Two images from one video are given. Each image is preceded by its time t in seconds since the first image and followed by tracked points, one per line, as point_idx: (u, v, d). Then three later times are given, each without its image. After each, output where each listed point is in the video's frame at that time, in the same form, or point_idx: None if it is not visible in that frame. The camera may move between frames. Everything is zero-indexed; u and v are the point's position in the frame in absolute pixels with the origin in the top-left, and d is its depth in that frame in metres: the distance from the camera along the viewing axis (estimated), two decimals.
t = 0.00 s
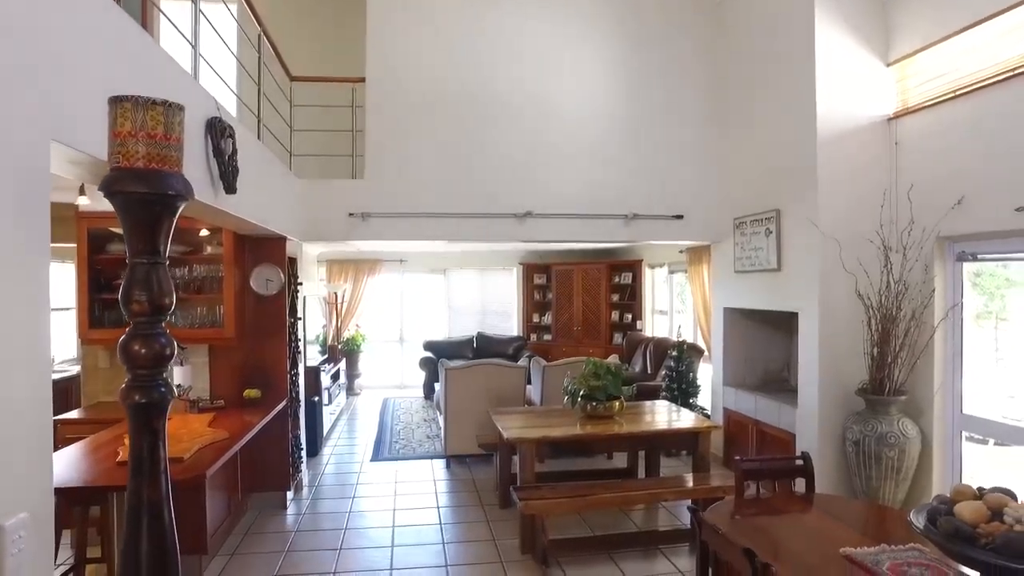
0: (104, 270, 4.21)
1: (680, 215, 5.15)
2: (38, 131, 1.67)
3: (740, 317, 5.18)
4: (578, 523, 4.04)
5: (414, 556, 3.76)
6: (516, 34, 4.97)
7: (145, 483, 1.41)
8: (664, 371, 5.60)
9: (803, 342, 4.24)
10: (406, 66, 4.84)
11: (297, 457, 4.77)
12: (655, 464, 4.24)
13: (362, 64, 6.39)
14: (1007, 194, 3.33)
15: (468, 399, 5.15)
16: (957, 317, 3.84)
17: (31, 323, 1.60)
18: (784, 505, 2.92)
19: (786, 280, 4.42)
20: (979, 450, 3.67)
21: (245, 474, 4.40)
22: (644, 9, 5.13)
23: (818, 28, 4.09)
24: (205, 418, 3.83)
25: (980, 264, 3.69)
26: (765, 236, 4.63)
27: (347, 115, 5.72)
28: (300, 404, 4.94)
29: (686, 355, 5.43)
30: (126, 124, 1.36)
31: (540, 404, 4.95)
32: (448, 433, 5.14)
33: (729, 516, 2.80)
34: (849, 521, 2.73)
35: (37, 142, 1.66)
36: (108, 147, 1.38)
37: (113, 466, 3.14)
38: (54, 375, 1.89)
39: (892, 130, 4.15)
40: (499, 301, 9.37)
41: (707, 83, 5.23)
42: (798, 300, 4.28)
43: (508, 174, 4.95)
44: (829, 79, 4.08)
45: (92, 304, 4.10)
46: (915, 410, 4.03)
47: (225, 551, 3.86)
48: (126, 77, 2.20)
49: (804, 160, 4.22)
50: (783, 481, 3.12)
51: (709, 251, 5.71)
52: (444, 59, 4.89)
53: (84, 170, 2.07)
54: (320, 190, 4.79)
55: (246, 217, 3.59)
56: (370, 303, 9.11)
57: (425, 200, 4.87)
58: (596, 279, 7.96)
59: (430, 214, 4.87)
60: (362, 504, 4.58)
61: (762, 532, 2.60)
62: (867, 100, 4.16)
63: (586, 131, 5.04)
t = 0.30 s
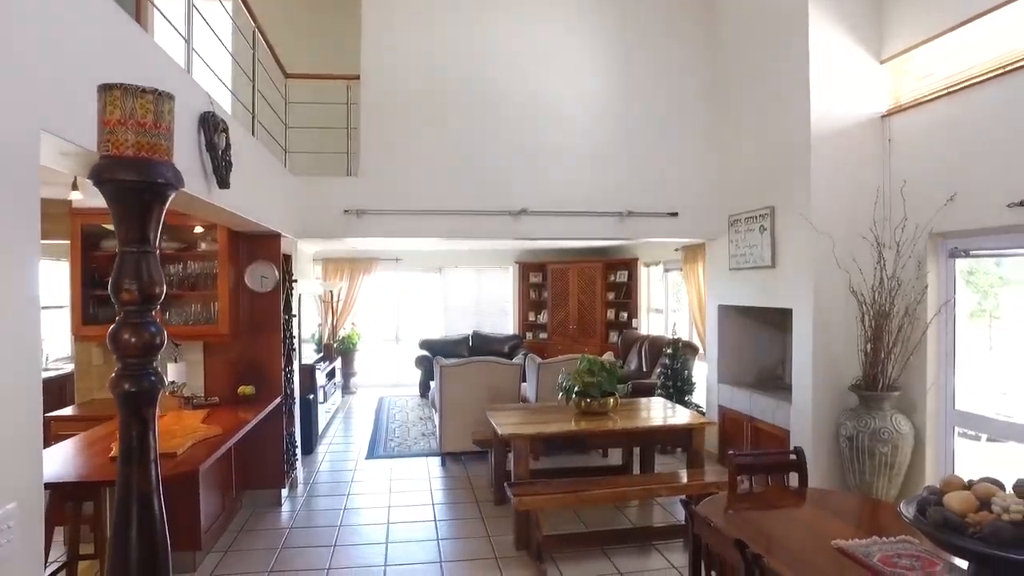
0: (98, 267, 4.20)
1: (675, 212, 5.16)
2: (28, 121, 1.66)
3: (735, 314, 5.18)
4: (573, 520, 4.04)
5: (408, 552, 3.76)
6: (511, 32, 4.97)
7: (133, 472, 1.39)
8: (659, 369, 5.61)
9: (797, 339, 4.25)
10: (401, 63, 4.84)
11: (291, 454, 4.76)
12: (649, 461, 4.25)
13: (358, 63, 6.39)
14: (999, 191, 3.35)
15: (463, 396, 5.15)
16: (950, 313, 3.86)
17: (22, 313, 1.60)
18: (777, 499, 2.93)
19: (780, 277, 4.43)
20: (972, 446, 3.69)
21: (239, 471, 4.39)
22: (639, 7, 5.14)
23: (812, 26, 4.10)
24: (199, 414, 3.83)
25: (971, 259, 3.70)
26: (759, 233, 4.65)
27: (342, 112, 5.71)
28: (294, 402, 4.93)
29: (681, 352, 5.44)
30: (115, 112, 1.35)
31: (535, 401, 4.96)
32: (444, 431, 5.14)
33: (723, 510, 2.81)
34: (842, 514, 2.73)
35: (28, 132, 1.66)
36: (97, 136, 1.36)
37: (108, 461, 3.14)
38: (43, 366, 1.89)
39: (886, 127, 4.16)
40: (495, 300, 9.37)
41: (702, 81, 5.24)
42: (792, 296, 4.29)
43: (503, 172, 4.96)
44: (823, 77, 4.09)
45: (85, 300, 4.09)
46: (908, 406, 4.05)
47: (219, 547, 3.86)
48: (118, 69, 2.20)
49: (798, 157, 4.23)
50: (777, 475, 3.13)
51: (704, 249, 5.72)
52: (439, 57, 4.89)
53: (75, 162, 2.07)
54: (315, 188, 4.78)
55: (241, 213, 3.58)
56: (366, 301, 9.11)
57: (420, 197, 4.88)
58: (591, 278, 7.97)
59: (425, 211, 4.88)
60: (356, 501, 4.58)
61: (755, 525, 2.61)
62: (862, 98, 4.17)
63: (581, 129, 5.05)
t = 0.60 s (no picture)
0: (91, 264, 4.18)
1: (669, 210, 5.17)
2: (20, 111, 1.66)
3: (728, 311, 5.20)
4: (567, 516, 4.05)
5: (402, 548, 3.76)
6: (505, 29, 4.98)
7: (124, 461, 1.37)
8: (653, 366, 5.62)
9: (790, 335, 4.27)
10: (396, 61, 4.84)
11: (285, 451, 4.75)
12: (644, 457, 4.25)
13: (352, 60, 6.39)
14: (990, 187, 3.38)
15: (457, 394, 5.15)
16: (942, 309, 3.88)
17: (13, 303, 1.60)
18: (770, 492, 2.94)
19: (774, 274, 4.45)
20: (963, 441, 3.72)
21: (233, 468, 4.38)
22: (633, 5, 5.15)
23: (805, 24, 4.12)
24: (193, 411, 3.82)
25: (963, 255, 3.72)
26: (753, 230, 4.66)
27: (337, 110, 5.71)
28: (289, 399, 4.93)
29: (676, 350, 5.46)
30: (106, 100, 1.33)
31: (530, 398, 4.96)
32: (438, 428, 5.14)
33: (716, 504, 2.82)
34: (835, 507, 2.75)
35: (19, 122, 1.65)
36: (89, 123, 1.35)
37: (99, 455, 3.13)
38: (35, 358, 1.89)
39: (878, 125, 4.19)
40: (490, 298, 9.37)
41: (696, 79, 5.25)
42: (786, 293, 4.31)
43: (498, 169, 4.97)
44: (816, 74, 4.11)
45: (78, 297, 4.07)
46: (900, 402, 4.07)
47: (213, 544, 3.85)
48: (111, 62, 2.20)
49: (791, 154, 4.24)
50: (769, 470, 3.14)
51: (698, 247, 5.74)
52: (434, 54, 4.90)
53: (68, 154, 2.07)
54: (309, 185, 4.78)
55: (235, 209, 3.58)
56: (361, 300, 9.11)
57: (415, 194, 4.88)
58: (586, 276, 8.01)
59: (420, 208, 4.88)
60: (351, 498, 4.57)
61: (749, 518, 2.62)
62: (855, 96, 4.19)
63: (575, 127, 5.06)
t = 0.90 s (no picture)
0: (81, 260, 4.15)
1: (661, 207, 5.19)
2: (9, 100, 1.65)
3: (720, 308, 5.22)
4: (559, 511, 4.05)
5: (395, 545, 3.76)
6: (498, 27, 4.99)
7: (115, 450, 1.36)
8: (646, 363, 5.64)
9: (782, 331, 4.30)
10: (388, 58, 4.84)
11: (277, 448, 4.74)
12: (636, 453, 4.27)
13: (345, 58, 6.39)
14: (979, 184, 3.41)
15: (450, 391, 5.14)
16: (931, 305, 3.92)
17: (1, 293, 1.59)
18: (761, 485, 2.96)
19: (765, 270, 4.47)
20: (952, 436, 3.76)
21: (225, 465, 4.36)
22: (626, 4, 5.18)
23: (796, 22, 4.15)
24: (185, 407, 3.81)
25: (952, 251, 3.77)
26: (744, 227, 4.69)
27: (329, 106, 5.70)
28: (281, 396, 4.91)
29: (668, 347, 5.48)
30: (96, 87, 1.31)
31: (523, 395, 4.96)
32: (431, 425, 5.14)
33: (707, 497, 2.83)
34: (825, 499, 2.77)
35: (9, 111, 1.64)
36: (77, 111, 1.33)
37: (90, 451, 3.11)
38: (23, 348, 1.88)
39: (869, 122, 4.22)
40: (482, 297, 9.37)
41: (689, 77, 5.27)
42: (777, 289, 4.33)
43: (491, 167, 4.97)
44: (807, 72, 4.14)
45: (67, 293, 4.04)
46: (890, 397, 4.10)
47: (204, 541, 3.84)
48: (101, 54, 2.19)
49: (782, 151, 4.27)
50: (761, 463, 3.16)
51: (690, 244, 5.76)
52: (428, 52, 4.90)
53: (57, 145, 2.06)
54: (302, 182, 4.77)
55: (227, 205, 3.57)
56: (354, 299, 9.10)
57: (408, 191, 4.88)
58: (578, 274, 8.02)
59: (412, 205, 4.88)
60: (343, 495, 4.57)
61: (741, 511, 2.63)
62: (845, 93, 4.22)
63: (568, 124, 5.08)
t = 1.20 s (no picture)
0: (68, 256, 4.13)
1: (651, 205, 5.21)
2: None
3: (710, 305, 5.25)
4: (550, 507, 4.06)
5: (385, 541, 3.76)
6: (489, 24, 5.00)
7: (102, 438, 1.32)
8: (636, 360, 5.66)
9: (770, 327, 4.33)
10: (380, 54, 4.84)
11: (267, 446, 4.72)
12: (626, 449, 4.28)
13: (335, 55, 6.38)
14: (964, 180, 3.45)
15: (440, 388, 5.14)
16: (917, 300, 3.96)
17: None
18: (750, 478, 2.98)
19: (754, 267, 4.50)
20: (939, 431, 3.80)
21: (214, 462, 4.34)
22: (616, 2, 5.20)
23: (784, 20, 4.19)
24: (173, 404, 3.79)
25: (938, 247, 3.81)
26: (733, 224, 4.71)
27: (319, 103, 5.69)
28: (270, 394, 4.89)
29: (658, 344, 5.50)
30: (81, 74, 1.27)
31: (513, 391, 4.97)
32: (421, 422, 5.13)
33: (696, 490, 2.84)
34: (813, 492, 2.79)
35: None
36: (62, 98, 1.29)
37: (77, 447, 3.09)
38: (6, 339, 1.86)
39: (856, 120, 4.25)
40: (473, 296, 9.38)
41: (678, 75, 5.30)
42: (766, 286, 4.36)
43: (482, 164, 4.98)
44: (795, 69, 4.18)
45: (54, 290, 4.01)
46: (877, 391, 4.14)
47: (193, 538, 3.82)
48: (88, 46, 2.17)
49: (771, 149, 4.30)
50: (749, 457, 3.18)
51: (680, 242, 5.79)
52: (418, 49, 4.91)
53: (43, 135, 2.04)
54: (291, 179, 4.76)
55: (217, 200, 3.55)
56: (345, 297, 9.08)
57: (398, 188, 4.88)
58: (568, 272, 8.06)
59: (402, 202, 4.87)
60: (333, 493, 4.55)
61: (729, 504, 2.65)
62: (833, 91, 4.25)
63: (558, 122, 5.09)
